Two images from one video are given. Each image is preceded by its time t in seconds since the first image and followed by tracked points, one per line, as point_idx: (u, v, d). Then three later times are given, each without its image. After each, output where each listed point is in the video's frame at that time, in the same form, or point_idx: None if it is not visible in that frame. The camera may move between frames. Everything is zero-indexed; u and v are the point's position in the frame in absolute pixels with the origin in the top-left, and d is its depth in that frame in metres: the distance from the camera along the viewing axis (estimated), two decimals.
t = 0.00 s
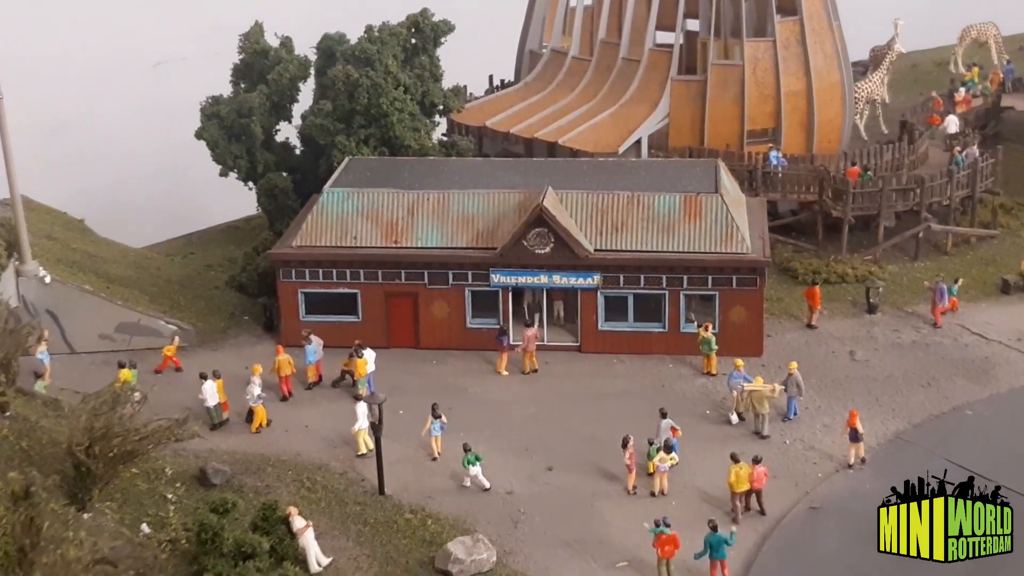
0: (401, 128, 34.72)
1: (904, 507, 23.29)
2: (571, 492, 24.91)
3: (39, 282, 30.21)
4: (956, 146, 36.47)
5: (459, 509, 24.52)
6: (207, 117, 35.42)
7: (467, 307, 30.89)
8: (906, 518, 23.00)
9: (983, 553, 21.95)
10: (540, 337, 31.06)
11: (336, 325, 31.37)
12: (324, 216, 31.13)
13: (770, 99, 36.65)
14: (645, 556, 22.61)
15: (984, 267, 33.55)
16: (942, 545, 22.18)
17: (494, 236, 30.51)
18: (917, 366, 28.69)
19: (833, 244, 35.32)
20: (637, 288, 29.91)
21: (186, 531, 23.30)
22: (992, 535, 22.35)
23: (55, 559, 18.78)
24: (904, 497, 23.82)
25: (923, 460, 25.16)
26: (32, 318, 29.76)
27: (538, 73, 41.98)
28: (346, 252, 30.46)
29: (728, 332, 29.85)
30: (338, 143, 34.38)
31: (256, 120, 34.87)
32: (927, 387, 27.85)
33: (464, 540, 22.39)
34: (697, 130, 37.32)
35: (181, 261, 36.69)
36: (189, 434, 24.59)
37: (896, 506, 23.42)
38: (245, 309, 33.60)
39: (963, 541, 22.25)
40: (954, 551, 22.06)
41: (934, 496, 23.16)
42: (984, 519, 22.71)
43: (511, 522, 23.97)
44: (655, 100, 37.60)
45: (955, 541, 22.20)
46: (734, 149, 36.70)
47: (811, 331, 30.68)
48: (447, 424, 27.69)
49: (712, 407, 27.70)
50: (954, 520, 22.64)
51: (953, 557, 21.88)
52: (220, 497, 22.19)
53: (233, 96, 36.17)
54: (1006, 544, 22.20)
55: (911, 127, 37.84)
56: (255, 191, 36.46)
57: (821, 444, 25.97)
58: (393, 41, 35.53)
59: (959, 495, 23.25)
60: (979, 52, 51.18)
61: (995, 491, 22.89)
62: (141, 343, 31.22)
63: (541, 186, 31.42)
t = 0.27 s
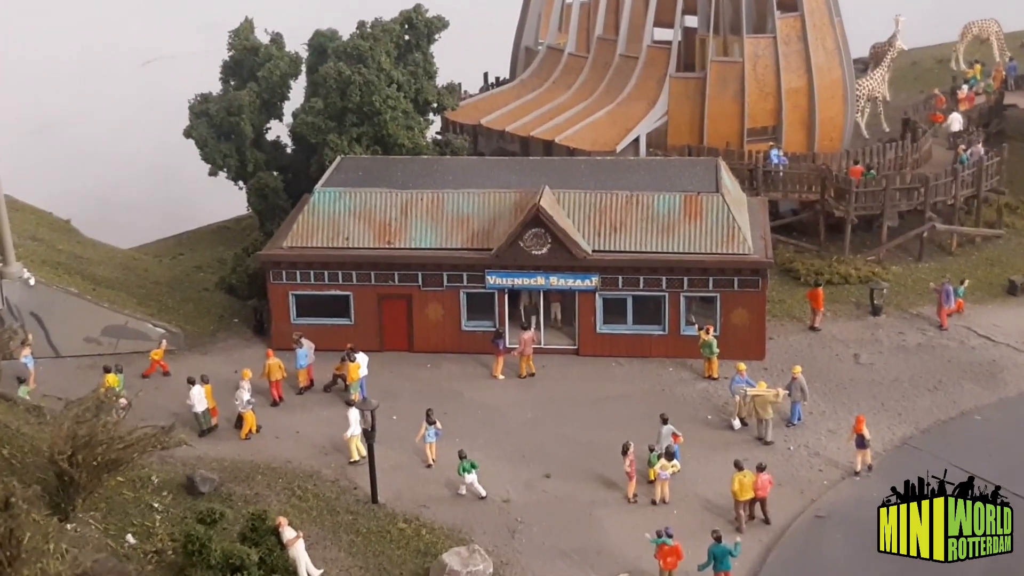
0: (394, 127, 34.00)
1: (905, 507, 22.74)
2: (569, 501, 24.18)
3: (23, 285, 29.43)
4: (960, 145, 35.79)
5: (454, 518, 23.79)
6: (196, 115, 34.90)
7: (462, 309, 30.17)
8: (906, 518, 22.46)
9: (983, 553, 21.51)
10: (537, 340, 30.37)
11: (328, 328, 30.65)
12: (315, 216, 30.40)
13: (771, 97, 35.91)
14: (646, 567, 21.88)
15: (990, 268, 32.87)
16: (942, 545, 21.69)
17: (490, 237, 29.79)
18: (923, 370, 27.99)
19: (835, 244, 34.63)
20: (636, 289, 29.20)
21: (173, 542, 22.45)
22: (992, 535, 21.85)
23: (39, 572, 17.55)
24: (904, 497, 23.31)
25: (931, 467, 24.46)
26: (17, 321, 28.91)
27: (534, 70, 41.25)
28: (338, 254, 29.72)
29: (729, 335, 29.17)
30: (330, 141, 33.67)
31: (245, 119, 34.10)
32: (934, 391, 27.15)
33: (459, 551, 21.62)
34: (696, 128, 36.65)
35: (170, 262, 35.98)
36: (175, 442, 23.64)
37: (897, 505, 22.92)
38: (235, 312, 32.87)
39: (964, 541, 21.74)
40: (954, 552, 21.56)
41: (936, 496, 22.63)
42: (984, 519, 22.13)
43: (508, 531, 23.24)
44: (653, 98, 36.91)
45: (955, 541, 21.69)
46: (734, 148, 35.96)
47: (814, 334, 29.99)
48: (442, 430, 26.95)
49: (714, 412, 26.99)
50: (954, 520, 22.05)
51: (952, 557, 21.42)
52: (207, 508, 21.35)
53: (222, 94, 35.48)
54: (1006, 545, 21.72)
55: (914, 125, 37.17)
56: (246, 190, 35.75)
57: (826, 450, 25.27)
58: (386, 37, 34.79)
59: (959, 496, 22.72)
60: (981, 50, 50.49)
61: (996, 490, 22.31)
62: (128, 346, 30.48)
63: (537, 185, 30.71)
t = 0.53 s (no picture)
0: (388, 126, 33.55)
1: (904, 507, 22.24)
2: (568, 508, 23.51)
3: (8, 288, 28.77)
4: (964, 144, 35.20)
5: (450, 526, 23.11)
6: (186, 115, 34.27)
7: (458, 312, 29.52)
8: (905, 518, 21.97)
9: (983, 553, 20.97)
10: (534, 344, 29.72)
11: (321, 332, 29.98)
12: (307, 217, 29.76)
13: (771, 96, 35.36)
14: None
15: (995, 269, 32.25)
16: (942, 545, 21.18)
17: (486, 238, 29.16)
18: (930, 373, 27.34)
19: (838, 245, 34.02)
20: (636, 291, 28.55)
21: (160, 551, 21.72)
22: (993, 535, 21.32)
23: None
24: (904, 497, 22.76)
25: (940, 472, 23.77)
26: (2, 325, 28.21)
27: (530, 70, 40.72)
28: (331, 255, 29.09)
29: (731, 337, 28.51)
30: (322, 141, 33.17)
31: (236, 118, 33.57)
32: (941, 395, 26.49)
33: (455, 560, 20.93)
34: (696, 128, 36.08)
35: (160, 266, 35.36)
36: (163, 449, 22.91)
37: (897, 505, 22.40)
38: (226, 316, 32.23)
39: (964, 541, 21.21)
40: (954, 552, 21.03)
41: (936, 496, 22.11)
42: (984, 519, 21.60)
43: (505, 540, 22.56)
44: (652, 97, 36.36)
45: (955, 541, 21.16)
46: (735, 148, 35.40)
47: (817, 336, 29.35)
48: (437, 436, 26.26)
49: (716, 417, 26.33)
50: (953, 520, 21.55)
51: (952, 558, 20.90)
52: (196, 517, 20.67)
53: (213, 93, 34.90)
54: (1006, 545, 21.20)
55: (917, 125, 36.68)
56: (236, 192, 35.16)
57: (832, 455, 24.61)
58: (379, 34, 34.14)
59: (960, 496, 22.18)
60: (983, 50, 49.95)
61: (996, 490, 21.78)
62: (116, 351, 29.79)
63: (535, 185, 30.09)
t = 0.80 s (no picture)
0: (381, 127, 32.68)
1: (903, 507, 22.03)
2: (567, 525, 22.69)
3: None
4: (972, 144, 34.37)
5: (445, 544, 22.29)
6: (174, 115, 33.33)
7: (453, 319, 28.69)
8: (905, 518, 21.76)
9: (983, 553, 20.88)
10: (532, 351, 28.89)
11: (312, 339, 29.15)
12: (298, 221, 28.93)
13: (775, 94, 34.57)
14: None
15: (1005, 272, 31.41)
16: (941, 545, 21.08)
17: (482, 242, 28.33)
18: (939, 381, 26.52)
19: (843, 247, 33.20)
20: (636, 297, 27.73)
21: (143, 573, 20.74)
22: (992, 535, 21.17)
23: None
24: (904, 497, 22.46)
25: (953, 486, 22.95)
26: None
27: (528, 68, 39.87)
28: (322, 261, 28.25)
29: (735, 345, 27.68)
30: (314, 142, 32.34)
31: (225, 119, 32.74)
32: (952, 405, 25.66)
33: None
34: (697, 127, 35.31)
35: (148, 271, 34.51)
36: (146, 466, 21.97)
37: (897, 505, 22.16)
38: (214, 322, 31.40)
39: (964, 542, 21.09)
40: (953, 552, 20.93)
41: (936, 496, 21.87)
42: (984, 519, 21.45)
43: (502, 559, 21.74)
44: (652, 96, 35.55)
45: (954, 541, 21.10)
46: (737, 148, 34.66)
47: (823, 343, 28.53)
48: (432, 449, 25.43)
49: (720, 428, 25.50)
50: (953, 520, 21.39)
51: (952, 558, 20.82)
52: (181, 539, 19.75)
53: (202, 93, 34.06)
54: (1006, 545, 21.06)
55: (923, 123, 35.89)
56: (226, 194, 34.32)
57: (840, 469, 23.79)
58: (373, 32, 33.31)
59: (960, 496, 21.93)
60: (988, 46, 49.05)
61: (995, 489, 21.58)
62: (102, 359, 28.95)
63: (532, 188, 29.25)
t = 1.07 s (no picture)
0: (378, 125, 31.90)
1: (903, 506, 21.59)
2: (573, 533, 21.95)
3: None
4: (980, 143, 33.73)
5: (446, 553, 21.53)
6: (165, 113, 32.50)
7: (453, 321, 27.95)
8: (904, 519, 21.36)
9: (983, 553, 20.47)
10: (533, 354, 28.16)
11: (308, 342, 28.38)
12: (293, 221, 28.17)
13: (779, 93, 33.97)
14: None
15: (1016, 273, 30.77)
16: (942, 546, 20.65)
17: (482, 243, 27.60)
18: (952, 385, 25.83)
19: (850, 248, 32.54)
20: (641, 299, 27.02)
21: None
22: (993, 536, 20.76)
23: None
24: (904, 497, 21.89)
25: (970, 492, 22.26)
26: None
27: (526, 66, 39.16)
28: (318, 262, 27.49)
29: (743, 348, 26.98)
30: (309, 141, 31.62)
31: (218, 117, 32.02)
32: (967, 409, 24.98)
33: None
34: (700, 126, 34.65)
35: (138, 272, 33.71)
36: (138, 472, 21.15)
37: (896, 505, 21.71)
38: (207, 325, 30.61)
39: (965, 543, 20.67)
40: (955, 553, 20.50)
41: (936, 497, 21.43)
42: (983, 520, 21.07)
43: (506, 569, 20.99)
44: (654, 94, 34.90)
45: (954, 541, 20.70)
46: (740, 147, 34.07)
47: (832, 346, 27.82)
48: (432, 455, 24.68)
49: (728, 433, 24.79)
50: (953, 520, 21.04)
51: (952, 558, 20.40)
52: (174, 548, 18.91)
53: (194, 90, 33.32)
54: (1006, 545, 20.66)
55: (929, 122, 35.30)
56: (219, 194, 33.57)
57: (853, 475, 23.09)
58: (369, 29, 32.66)
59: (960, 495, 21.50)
60: (991, 45, 48.45)
61: (996, 489, 21.21)
62: (91, 363, 28.15)
63: (533, 187, 28.53)
